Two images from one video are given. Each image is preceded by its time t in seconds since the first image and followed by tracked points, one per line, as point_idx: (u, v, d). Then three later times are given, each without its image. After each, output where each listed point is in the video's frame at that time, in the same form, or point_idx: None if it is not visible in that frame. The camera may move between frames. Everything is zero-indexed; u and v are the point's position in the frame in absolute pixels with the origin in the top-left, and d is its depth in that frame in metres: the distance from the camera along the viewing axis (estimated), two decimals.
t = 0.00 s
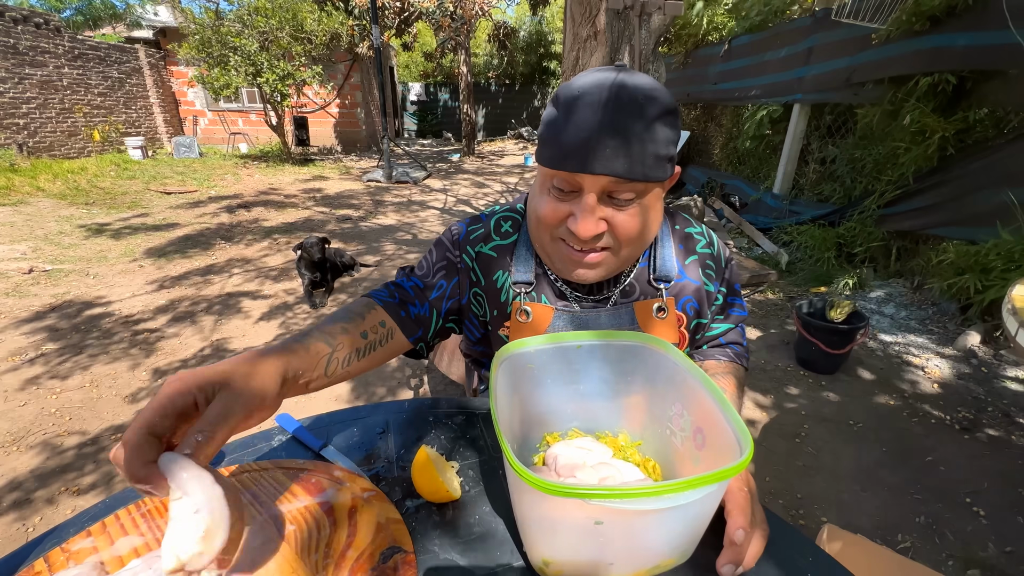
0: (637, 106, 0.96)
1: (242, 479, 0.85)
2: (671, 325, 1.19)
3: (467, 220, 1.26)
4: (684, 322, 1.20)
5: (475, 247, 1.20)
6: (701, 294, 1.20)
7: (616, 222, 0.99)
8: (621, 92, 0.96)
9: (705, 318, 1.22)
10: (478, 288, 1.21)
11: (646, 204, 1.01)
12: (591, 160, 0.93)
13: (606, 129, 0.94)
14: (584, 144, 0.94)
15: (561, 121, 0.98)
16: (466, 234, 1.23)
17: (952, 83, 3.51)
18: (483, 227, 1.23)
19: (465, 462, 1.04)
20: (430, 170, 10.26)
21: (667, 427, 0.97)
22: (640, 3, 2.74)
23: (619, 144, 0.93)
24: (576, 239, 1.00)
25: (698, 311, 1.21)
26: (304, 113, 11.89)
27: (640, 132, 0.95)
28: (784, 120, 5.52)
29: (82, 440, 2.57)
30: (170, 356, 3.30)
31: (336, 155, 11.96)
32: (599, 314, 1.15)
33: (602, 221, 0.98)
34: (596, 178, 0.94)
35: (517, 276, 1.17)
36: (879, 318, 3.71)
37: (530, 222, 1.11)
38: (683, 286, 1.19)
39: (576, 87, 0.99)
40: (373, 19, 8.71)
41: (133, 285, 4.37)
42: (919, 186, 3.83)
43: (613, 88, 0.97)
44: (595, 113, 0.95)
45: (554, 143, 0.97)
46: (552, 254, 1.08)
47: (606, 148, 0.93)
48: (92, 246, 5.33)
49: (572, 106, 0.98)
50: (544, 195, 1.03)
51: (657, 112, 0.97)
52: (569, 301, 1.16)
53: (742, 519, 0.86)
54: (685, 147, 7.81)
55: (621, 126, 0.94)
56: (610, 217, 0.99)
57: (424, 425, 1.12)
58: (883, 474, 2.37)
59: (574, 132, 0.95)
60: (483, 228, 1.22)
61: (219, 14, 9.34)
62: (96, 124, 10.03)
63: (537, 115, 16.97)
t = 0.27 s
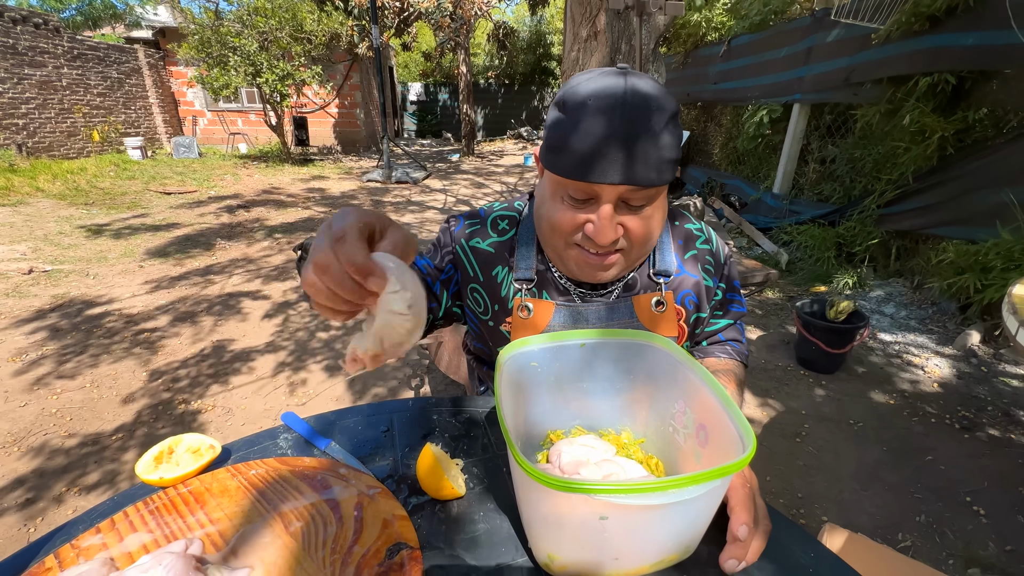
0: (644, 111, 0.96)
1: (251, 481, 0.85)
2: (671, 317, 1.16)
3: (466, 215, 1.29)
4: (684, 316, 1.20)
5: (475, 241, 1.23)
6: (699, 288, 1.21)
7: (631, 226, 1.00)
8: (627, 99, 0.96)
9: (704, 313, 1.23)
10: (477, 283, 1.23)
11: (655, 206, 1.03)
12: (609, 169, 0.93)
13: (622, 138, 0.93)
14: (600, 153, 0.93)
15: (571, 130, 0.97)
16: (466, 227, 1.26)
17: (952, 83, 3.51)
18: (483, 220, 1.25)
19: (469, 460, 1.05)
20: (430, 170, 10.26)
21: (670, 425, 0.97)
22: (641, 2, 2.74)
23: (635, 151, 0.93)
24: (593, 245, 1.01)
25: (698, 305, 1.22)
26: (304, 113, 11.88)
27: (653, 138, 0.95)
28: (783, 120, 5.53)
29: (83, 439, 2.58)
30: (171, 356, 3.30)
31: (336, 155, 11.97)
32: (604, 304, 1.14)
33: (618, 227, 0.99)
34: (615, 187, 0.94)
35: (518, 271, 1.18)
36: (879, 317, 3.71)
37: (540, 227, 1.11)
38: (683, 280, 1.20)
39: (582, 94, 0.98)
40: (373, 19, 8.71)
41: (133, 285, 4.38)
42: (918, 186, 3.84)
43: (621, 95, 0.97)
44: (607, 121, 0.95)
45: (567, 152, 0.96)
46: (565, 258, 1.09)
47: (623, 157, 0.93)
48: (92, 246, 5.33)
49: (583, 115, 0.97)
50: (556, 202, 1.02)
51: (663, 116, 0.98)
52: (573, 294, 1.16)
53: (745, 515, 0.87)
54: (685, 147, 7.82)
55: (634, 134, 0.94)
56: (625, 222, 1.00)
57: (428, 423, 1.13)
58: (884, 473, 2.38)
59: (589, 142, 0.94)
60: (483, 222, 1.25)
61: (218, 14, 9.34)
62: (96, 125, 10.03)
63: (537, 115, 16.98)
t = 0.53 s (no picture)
0: (654, 98, 0.96)
1: (249, 480, 0.86)
2: (671, 313, 1.16)
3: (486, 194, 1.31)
4: (683, 315, 1.18)
5: (495, 221, 1.25)
6: (699, 288, 1.21)
7: (618, 209, 0.99)
8: (640, 84, 0.97)
9: (702, 315, 1.22)
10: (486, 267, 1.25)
11: (651, 197, 1.01)
12: (601, 143, 0.93)
13: (626, 117, 0.93)
14: (597, 127, 0.94)
15: (579, 102, 0.99)
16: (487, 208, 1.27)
17: (949, 83, 3.52)
18: (502, 205, 1.26)
19: (467, 458, 1.05)
20: (429, 170, 10.26)
21: (667, 423, 0.97)
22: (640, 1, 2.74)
23: (635, 133, 0.93)
24: (577, 220, 1.00)
25: (696, 305, 1.21)
26: (303, 113, 11.86)
27: (654, 123, 0.94)
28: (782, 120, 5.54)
29: (81, 439, 2.57)
30: (169, 355, 3.30)
31: (334, 154, 11.95)
32: (597, 295, 1.14)
33: (604, 205, 0.98)
34: (604, 161, 0.94)
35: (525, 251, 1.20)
36: (877, 317, 3.72)
37: (539, 201, 1.12)
38: (683, 280, 1.20)
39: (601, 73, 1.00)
40: (371, 18, 8.69)
41: (131, 285, 4.37)
42: (916, 186, 3.85)
43: (636, 80, 0.97)
44: (613, 100, 0.96)
45: (569, 123, 0.98)
46: (555, 234, 1.09)
47: (616, 133, 0.93)
48: (90, 246, 5.32)
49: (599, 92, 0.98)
50: (555, 174, 1.03)
51: (674, 110, 0.97)
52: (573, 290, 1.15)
53: (749, 509, 0.87)
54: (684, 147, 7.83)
55: (635, 116, 0.94)
56: (613, 202, 0.99)
57: (427, 422, 1.13)
58: (882, 472, 2.38)
59: (589, 114, 0.95)
60: (502, 205, 1.26)
61: (217, 13, 9.32)
62: (94, 124, 10.02)
63: (536, 115, 16.99)
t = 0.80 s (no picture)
0: (655, 101, 0.97)
1: (240, 485, 0.85)
2: (667, 312, 1.16)
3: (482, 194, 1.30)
4: (678, 313, 1.18)
5: (488, 221, 1.25)
6: (694, 287, 1.21)
7: (639, 211, 0.99)
8: (640, 88, 0.97)
9: (697, 312, 1.23)
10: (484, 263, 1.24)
11: (663, 194, 1.02)
12: (620, 148, 0.92)
13: (638, 117, 0.93)
14: (611, 132, 0.93)
15: (585, 110, 0.97)
16: (479, 206, 1.27)
17: (949, 83, 3.52)
18: (495, 203, 1.26)
19: (461, 461, 1.04)
20: (428, 170, 10.25)
21: (662, 424, 0.97)
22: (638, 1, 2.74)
23: (649, 131, 0.93)
24: (598, 226, 0.99)
25: (691, 304, 1.21)
26: (302, 112, 11.85)
27: (663, 125, 0.95)
28: (781, 120, 5.53)
29: (78, 439, 2.57)
30: (166, 355, 3.29)
31: (334, 154, 11.94)
32: (589, 292, 1.15)
33: (625, 208, 0.97)
34: (624, 165, 0.93)
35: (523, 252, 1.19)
36: (876, 317, 3.72)
37: (547, 210, 1.10)
38: (678, 277, 1.20)
39: (597, 79, 0.99)
40: (371, 18, 8.68)
41: (130, 285, 4.37)
42: (914, 186, 3.85)
43: (635, 83, 0.97)
44: (620, 104, 0.95)
45: (578, 131, 0.96)
46: (571, 242, 1.07)
47: (634, 137, 0.92)
48: (88, 246, 5.31)
49: (600, 95, 0.97)
50: (565, 183, 1.01)
51: (674, 109, 0.99)
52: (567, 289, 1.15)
53: (736, 506, 0.87)
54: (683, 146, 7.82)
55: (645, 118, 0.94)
56: (632, 205, 0.98)
57: (421, 424, 1.13)
58: (881, 472, 2.38)
59: (600, 121, 0.94)
60: (495, 203, 1.26)
61: (216, 13, 9.31)
62: (93, 124, 10.01)
63: (536, 115, 17.00)
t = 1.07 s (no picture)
0: (686, 114, 0.95)
1: (241, 484, 0.86)
2: (674, 318, 1.16)
3: (509, 181, 1.26)
4: (683, 321, 1.18)
5: (516, 213, 1.21)
6: (699, 296, 1.21)
7: (663, 227, 0.99)
8: (672, 98, 0.95)
9: (699, 321, 1.21)
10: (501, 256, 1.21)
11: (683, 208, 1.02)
12: (653, 166, 0.90)
13: (672, 134, 0.91)
14: (645, 148, 0.91)
15: (617, 119, 0.93)
16: (510, 194, 1.22)
17: (948, 83, 3.53)
18: (525, 195, 1.22)
19: (462, 462, 1.04)
20: (428, 170, 10.24)
21: (663, 425, 0.97)
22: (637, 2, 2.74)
23: (682, 150, 0.92)
24: (624, 240, 0.99)
25: (695, 312, 1.21)
26: (302, 113, 11.85)
27: (694, 140, 0.93)
28: (780, 120, 5.54)
29: (77, 438, 2.57)
30: (166, 355, 3.29)
31: (333, 154, 11.93)
32: (601, 296, 1.14)
33: (650, 225, 0.97)
34: (656, 183, 0.92)
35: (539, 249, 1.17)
36: (875, 316, 3.73)
37: (565, 215, 1.08)
38: (684, 287, 1.20)
39: (628, 85, 0.96)
40: (370, 19, 8.67)
41: (129, 285, 4.36)
42: (913, 186, 3.86)
43: (666, 92, 0.95)
44: (653, 116, 0.92)
45: (610, 141, 0.93)
46: (590, 252, 1.06)
47: (667, 155, 0.90)
48: (87, 246, 5.31)
49: (632, 104, 0.94)
50: (591, 193, 0.99)
51: (702, 121, 0.97)
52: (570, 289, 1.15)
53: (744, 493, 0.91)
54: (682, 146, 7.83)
55: (678, 134, 0.92)
56: (657, 221, 0.98)
57: (422, 425, 1.13)
58: (880, 472, 2.39)
59: (634, 134, 0.91)
60: (525, 194, 1.22)
61: (215, 13, 9.30)
62: (92, 124, 10.00)
63: (535, 115, 17.01)
